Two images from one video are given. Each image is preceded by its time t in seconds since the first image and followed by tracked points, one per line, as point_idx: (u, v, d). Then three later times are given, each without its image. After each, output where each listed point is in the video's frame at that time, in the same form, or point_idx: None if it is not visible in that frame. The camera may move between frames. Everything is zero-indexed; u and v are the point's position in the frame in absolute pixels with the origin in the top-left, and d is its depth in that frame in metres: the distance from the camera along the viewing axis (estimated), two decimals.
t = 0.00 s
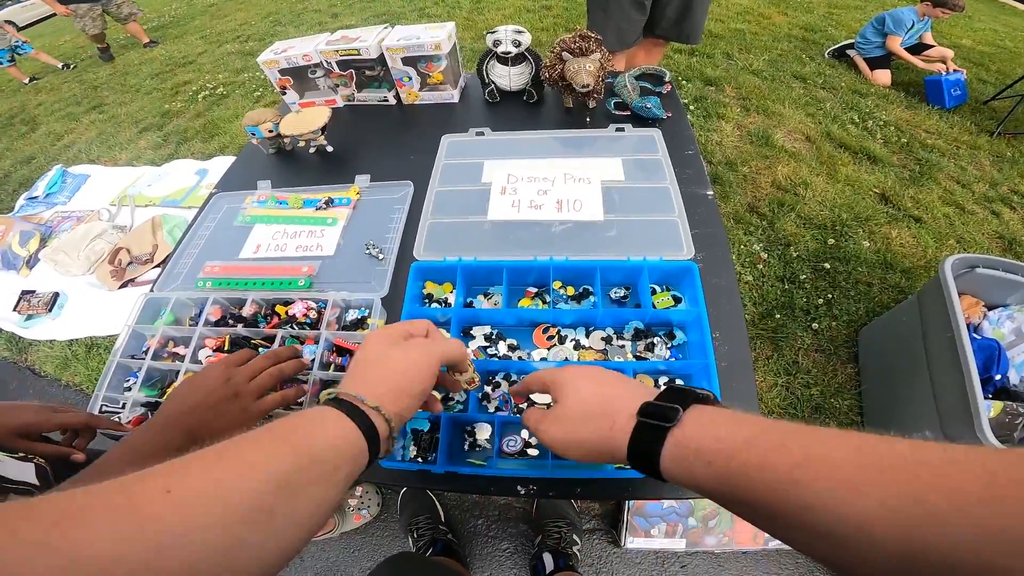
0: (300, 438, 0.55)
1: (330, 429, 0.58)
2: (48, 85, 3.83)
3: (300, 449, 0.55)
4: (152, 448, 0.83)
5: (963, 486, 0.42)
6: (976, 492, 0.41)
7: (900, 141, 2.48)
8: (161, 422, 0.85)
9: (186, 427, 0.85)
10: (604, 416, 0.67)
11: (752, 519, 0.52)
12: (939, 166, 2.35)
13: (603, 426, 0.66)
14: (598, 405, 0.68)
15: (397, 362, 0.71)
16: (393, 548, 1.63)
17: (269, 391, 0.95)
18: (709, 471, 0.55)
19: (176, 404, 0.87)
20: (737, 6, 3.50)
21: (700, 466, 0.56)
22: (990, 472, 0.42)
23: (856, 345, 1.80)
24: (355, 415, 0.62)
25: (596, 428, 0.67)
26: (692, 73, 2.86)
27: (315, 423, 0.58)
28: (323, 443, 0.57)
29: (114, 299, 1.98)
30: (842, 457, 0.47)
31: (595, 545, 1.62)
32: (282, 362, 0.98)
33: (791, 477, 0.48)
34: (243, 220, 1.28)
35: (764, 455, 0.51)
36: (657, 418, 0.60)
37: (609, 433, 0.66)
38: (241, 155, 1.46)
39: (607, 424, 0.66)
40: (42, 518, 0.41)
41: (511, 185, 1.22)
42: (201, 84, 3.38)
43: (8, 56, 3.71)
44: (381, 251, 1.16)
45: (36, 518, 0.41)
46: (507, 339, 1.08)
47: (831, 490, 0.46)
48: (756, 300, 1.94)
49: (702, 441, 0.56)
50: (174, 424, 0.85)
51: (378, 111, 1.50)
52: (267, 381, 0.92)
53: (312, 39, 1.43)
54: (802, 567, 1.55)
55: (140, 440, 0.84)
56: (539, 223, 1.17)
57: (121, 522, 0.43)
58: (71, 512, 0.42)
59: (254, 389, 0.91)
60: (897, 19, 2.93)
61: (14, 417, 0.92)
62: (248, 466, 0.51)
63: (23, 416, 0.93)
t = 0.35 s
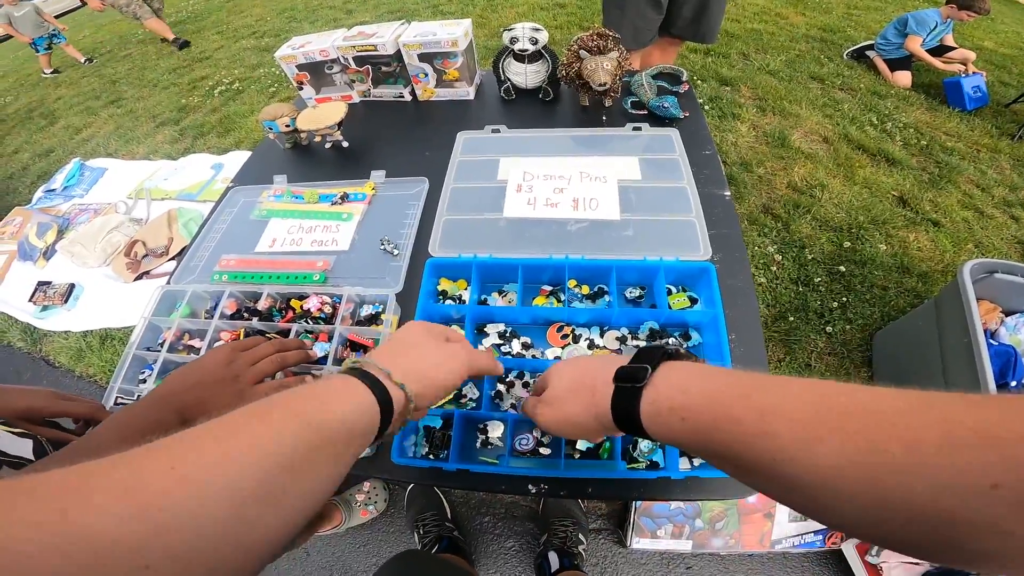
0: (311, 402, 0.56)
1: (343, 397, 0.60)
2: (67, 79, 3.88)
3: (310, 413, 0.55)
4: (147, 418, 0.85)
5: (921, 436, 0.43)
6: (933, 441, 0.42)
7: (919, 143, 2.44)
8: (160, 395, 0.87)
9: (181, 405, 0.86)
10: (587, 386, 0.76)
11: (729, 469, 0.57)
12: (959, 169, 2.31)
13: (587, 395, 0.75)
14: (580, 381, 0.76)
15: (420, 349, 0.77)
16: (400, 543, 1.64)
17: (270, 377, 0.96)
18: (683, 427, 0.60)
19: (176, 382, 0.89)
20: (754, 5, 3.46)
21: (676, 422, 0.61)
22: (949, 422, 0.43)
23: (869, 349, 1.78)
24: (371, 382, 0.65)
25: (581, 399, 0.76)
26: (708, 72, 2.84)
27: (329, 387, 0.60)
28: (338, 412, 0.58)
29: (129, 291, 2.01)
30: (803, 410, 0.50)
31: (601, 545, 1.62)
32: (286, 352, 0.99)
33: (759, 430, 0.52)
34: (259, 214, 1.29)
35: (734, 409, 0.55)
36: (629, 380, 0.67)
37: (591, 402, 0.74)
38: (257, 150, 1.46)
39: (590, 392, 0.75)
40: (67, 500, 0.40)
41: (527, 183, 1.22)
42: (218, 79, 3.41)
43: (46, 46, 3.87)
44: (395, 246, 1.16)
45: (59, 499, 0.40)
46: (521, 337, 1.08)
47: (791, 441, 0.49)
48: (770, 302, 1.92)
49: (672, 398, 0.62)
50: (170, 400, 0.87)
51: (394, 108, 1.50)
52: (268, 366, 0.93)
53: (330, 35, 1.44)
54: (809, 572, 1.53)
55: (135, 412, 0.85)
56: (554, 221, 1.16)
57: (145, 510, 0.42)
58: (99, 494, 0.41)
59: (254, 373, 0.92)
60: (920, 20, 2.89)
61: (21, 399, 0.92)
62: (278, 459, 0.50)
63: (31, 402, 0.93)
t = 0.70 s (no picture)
0: (405, 432, 0.61)
1: (425, 427, 0.64)
2: (59, 78, 3.85)
3: (399, 443, 0.59)
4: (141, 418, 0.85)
5: (921, 445, 0.43)
6: (934, 450, 0.43)
7: (913, 143, 2.44)
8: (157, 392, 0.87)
9: (178, 400, 0.87)
10: (589, 396, 0.77)
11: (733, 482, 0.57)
12: (953, 168, 2.31)
13: (588, 405, 0.76)
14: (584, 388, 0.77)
15: (491, 376, 0.81)
16: (396, 545, 1.63)
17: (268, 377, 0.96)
18: (684, 439, 0.60)
19: (174, 376, 0.89)
20: (749, 5, 3.46)
21: (678, 435, 0.61)
22: (949, 431, 0.43)
23: (864, 349, 1.78)
24: (448, 410, 0.70)
25: (581, 407, 0.76)
26: (703, 72, 2.84)
27: (418, 414, 0.65)
28: (416, 446, 0.62)
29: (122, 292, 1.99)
30: (804, 424, 0.50)
31: (598, 545, 1.61)
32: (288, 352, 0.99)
33: (761, 442, 0.52)
34: (251, 215, 1.28)
35: (736, 421, 0.55)
36: (633, 392, 0.68)
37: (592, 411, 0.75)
38: (249, 150, 1.45)
39: (590, 403, 0.76)
40: (165, 508, 0.42)
41: (520, 184, 1.21)
42: (212, 79, 3.39)
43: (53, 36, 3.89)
44: (388, 248, 1.15)
45: (158, 507, 0.42)
46: (515, 339, 1.07)
47: (796, 452, 0.49)
48: (765, 301, 1.92)
49: (674, 411, 0.63)
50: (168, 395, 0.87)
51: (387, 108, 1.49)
52: (269, 365, 0.93)
53: (323, 34, 1.43)
54: (805, 571, 1.53)
55: (129, 408, 0.85)
56: (549, 222, 1.15)
57: (229, 526, 0.43)
58: (188, 504, 0.43)
59: (255, 372, 0.92)
60: (915, 20, 2.89)
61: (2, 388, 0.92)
62: (354, 485, 0.53)
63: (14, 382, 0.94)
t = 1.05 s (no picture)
0: (395, 452, 0.60)
1: (416, 447, 0.63)
2: (60, 87, 3.86)
3: (389, 463, 0.58)
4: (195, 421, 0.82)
5: (924, 457, 0.43)
6: (936, 462, 0.42)
7: (915, 141, 2.43)
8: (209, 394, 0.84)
9: (235, 400, 0.85)
10: (591, 406, 0.75)
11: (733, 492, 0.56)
12: (955, 166, 2.30)
13: (591, 415, 0.74)
14: (587, 397, 0.75)
15: (483, 394, 0.80)
16: (401, 552, 1.62)
17: (319, 371, 0.96)
18: (687, 453, 0.59)
19: (225, 376, 0.86)
20: (747, 4, 3.45)
21: (680, 449, 0.60)
22: (952, 443, 0.42)
23: (870, 349, 1.77)
24: (438, 429, 0.68)
25: (585, 418, 0.74)
26: (702, 72, 2.83)
27: (406, 434, 0.63)
28: (407, 465, 0.61)
29: (124, 301, 1.99)
30: (807, 436, 0.49)
31: (604, 550, 1.61)
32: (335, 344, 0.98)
33: (763, 455, 0.51)
34: (251, 225, 1.28)
35: (736, 435, 0.54)
36: (635, 406, 0.65)
37: (595, 422, 0.73)
38: (249, 159, 1.45)
39: (593, 413, 0.74)
40: (156, 527, 0.41)
41: (521, 190, 1.20)
42: (212, 86, 3.39)
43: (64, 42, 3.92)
44: (389, 257, 1.15)
45: (147, 527, 0.41)
46: (518, 348, 1.06)
47: (798, 465, 0.48)
48: (769, 303, 1.91)
49: (676, 425, 0.61)
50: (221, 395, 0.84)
51: (386, 115, 1.49)
52: (321, 360, 0.93)
53: (321, 41, 1.42)
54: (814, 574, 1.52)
55: (183, 409, 0.83)
56: (551, 229, 1.15)
57: (220, 545, 0.43)
58: (179, 524, 0.42)
59: (307, 367, 0.92)
60: (913, 19, 2.88)
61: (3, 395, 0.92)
62: (347, 503, 0.52)
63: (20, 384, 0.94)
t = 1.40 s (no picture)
0: (396, 461, 0.59)
1: (416, 455, 0.63)
2: (55, 91, 3.85)
3: (391, 472, 0.58)
4: (216, 421, 0.81)
5: (930, 458, 0.43)
6: (942, 464, 0.42)
7: (911, 140, 2.43)
8: (233, 393, 0.84)
9: (256, 397, 0.84)
10: (596, 410, 0.73)
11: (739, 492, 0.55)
12: (951, 164, 2.30)
13: (597, 420, 0.72)
14: (592, 401, 0.74)
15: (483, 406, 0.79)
16: (402, 555, 1.62)
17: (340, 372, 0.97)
18: (696, 455, 0.58)
19: (249, 374, 0.86)
20: (743, 4, 3.45)
21: (688, 451, 0.59)
22: (959, 444, 0.42)
23: (868, 349, 1.77)
24: (439, 435, 0.68)
25: (590, 422, 0.73)
26: (698, 72, 2.83)
27: (406, 442, 0.62)
28: (409, 474, 0.60)
29: (122, 306, 1.98)
30: (814, 438, 0.49)
31: (604, 551, 1.61)
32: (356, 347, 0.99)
33: (769, 455, 0.51)
34: (247, 230, 1.27)
35: (742, 435, 0.54)
36: (642, 410, 0.64)
37: (601, 426, 0.71)
38: (244, 163, 1.44)
39: (599, 417, 0.72)
40: (154, 543, 0.41)
41: (516, 193, 1.20)
42: (207, 89, 3.39)
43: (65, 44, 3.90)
44: (385, 261, 1.15)
45: (146, 542, 0.41)
46: (514, 352, 1.06)
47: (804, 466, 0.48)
48: (767, 303, 1.91)
49: (684, 428, 0.60)
50: (244, 393, 0.84)
51: (382, 118, 1.48)
52: (343, 360, 0.94)
53: (315, 44, 1.42)
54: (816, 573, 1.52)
55: (206, 405, 0.82)
56: (546, 232, 1.15)
57: (219, 560, 0.43)
58: (176, 539, 0.42)
59: (330, 367, 0.93)
60: (909, 17, 2.87)
61: None
62: (349, 514, 0.52)
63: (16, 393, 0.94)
